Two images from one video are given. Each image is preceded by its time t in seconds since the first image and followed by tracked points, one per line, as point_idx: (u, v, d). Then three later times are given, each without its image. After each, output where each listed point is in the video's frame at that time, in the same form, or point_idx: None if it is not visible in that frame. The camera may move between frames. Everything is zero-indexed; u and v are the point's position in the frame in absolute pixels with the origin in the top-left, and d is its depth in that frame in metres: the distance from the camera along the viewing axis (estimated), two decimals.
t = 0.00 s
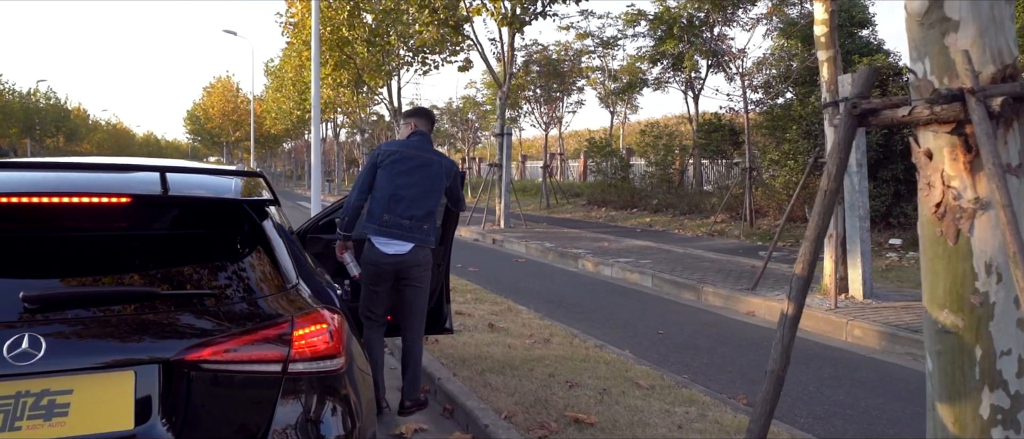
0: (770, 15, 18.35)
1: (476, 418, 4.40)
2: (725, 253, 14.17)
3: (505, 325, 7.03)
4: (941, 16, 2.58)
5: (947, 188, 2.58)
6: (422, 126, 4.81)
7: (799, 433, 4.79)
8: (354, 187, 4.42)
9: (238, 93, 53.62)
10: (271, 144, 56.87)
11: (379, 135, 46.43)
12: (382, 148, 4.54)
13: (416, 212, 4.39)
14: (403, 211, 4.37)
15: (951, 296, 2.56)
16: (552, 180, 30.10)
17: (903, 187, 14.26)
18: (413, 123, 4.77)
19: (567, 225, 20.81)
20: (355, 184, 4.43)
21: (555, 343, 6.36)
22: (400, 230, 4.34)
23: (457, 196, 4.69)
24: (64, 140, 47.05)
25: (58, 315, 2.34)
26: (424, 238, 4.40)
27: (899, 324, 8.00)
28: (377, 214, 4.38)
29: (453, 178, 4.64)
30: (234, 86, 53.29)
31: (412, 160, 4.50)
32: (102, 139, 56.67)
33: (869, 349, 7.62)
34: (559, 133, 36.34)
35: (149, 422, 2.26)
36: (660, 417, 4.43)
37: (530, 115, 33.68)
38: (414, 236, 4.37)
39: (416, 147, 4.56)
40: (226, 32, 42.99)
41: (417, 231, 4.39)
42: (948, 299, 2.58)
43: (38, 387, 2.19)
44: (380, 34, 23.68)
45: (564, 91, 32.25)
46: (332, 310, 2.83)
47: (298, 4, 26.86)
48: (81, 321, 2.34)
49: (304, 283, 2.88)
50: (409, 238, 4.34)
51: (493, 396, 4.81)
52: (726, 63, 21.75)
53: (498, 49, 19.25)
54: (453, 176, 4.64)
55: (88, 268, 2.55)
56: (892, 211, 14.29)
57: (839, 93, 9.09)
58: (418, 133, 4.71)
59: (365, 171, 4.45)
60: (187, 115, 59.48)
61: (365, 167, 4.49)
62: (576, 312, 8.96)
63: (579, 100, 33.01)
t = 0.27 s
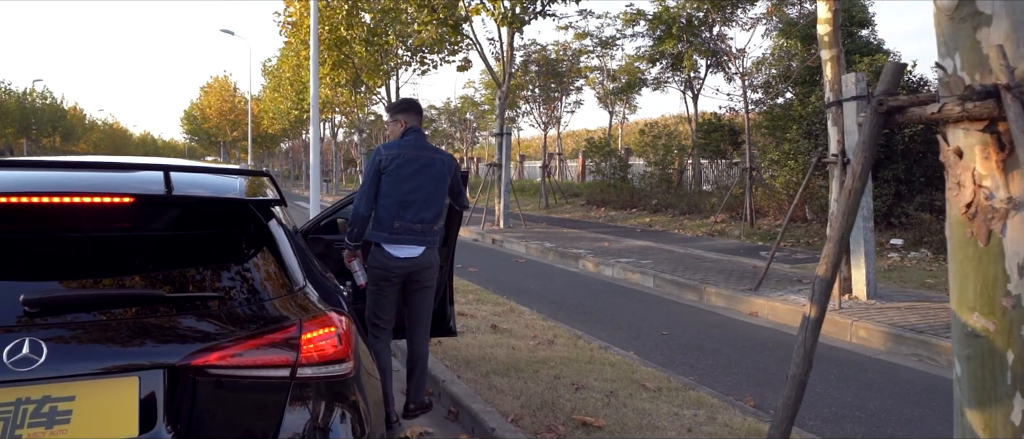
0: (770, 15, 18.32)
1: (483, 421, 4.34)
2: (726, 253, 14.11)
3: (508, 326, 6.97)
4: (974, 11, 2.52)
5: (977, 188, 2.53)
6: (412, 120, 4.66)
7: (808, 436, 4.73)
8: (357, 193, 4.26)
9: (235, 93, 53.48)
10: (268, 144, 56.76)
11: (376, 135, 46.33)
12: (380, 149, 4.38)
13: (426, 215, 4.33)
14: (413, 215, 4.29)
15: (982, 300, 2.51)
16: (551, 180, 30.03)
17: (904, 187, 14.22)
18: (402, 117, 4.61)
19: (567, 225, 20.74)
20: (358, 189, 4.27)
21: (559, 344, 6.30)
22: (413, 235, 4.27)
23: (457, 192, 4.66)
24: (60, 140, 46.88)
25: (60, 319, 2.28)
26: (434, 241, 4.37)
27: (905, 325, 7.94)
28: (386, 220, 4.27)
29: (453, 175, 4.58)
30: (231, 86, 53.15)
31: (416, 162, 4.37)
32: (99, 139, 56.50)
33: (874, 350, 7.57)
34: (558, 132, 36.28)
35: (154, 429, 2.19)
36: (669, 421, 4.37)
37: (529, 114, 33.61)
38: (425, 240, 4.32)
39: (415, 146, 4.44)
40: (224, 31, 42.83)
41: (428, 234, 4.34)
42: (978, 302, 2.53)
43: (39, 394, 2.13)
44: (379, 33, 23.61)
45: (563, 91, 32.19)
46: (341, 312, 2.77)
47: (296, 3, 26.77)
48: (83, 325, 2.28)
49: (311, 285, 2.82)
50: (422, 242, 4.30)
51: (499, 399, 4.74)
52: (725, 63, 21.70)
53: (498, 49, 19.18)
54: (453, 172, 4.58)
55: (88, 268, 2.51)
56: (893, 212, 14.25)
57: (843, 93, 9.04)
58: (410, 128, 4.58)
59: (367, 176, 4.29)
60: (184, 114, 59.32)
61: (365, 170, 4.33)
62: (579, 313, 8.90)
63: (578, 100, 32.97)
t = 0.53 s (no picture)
0: (770, 15, 18.27)
1: (490, 426, 4.28)
2: (728, 254, 14.07)
3: (512, 329, 6.91)
4: (1009, 14, 2.63)
5: (1012, 193, 2.63)
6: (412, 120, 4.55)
7: None
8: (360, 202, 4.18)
9: (233, 93, 53.35)
10: (266, 144, 56.65)
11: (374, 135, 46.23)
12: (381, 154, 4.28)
13: (432, 224, 4.28)
14: (420, 224, 4.23)
15: (1016, 307, 2.62)
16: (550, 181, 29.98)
17: (906, 188, 14.18)
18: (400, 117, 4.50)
19: (566, 226, 20.68)
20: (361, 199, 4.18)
21: (563, 347, 6.24)
22: (420, 245, 4.23)
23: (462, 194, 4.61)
24: (57, 140, 46.74)
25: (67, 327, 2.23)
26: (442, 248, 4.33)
27: (910, 327, 7.90)
28: (392, 230, 4.21)
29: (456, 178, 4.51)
30: (229, 85, 52.99)
31: (419, 168, 4.29)
32: (96, 139, 56.34)
33: (880, 352, 7.52)
34: (556, 133, 36.23)
35: None
36: (679, 426, 4.33)
37: (527, 114, 33.55)
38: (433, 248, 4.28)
39: (417, 150, 4.35)
40: (221, 30, 42.62)
41: (434, 242, 4.29)
42: (1012, 311, 2.64)
43: (45, 405, 2.08)
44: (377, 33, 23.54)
45: (562, 92, 32.13)
46: (351, 317, 2.71)
47: (295, 3, 26.69)
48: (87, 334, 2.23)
49: (322, 290, 2.76)
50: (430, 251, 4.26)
51: (506, 403, 4.69)
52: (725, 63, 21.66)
53: (498, 49, 19.12)
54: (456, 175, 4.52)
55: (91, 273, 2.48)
56: (894, 212, 14.21)
57: (847, 94, 8.99)
58: (410, 131, 4.48)
59: (369, 184, 4.20)
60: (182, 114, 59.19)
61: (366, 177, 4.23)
62: (582, 314, 8.85)
63: (577, 100, 32.91)
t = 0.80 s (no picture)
0: (769, 15, 18.24)
1: (498, 432, 4.24)
2: (729, 255, 14.03)
3: (516, 332, 6.86)
4: None
5: None
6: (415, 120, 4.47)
7: None
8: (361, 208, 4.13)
9: (230, 93, 53.21)
10: (263, 144, 56.52)
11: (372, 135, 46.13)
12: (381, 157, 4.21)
13: (435, 229, 4.22)
14: (422, 229, 4.17)
15: None
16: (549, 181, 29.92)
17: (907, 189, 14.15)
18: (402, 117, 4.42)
19: (566, 227, 20.62)
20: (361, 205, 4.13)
21: (568, 350, 6.20)
22: (424, 251, 4.17)
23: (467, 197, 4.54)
24: (53, 140, 46.60)
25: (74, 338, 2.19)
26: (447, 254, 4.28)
27: (915, 329, 7.86)
28: (394, 236, 4.15)
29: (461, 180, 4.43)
30: (226, 86, 52.84)
31: (422, 171, 4.22)
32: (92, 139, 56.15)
33: (885, 355, 7.49)
34: (555, 133, 36.17)
35: None
36: (688, 431, 4.29)
37: (526, 115, 33.48)
38: (437, 255, 4.22)
39: (420, 152, 4.27)
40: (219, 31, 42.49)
41: (438, 248, 4.23)
42: None
43: (53, 419, 2.04)
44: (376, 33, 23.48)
45: (560, 92, 32.07)
46: (361, 325, 2.67)
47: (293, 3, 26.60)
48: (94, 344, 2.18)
49: (332, 298, 2.72)
50: (435, 258, 4.21)
51: (513, 409, 4.64)
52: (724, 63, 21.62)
53: (497, 49, 19.06)
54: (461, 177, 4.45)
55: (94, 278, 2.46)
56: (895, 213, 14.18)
57: (849, 94, 8.95)
58: (413, 132, 4.40)
59: (369, 189, 4.14)
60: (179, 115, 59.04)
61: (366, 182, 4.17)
62: (584, 317, 8.81)
63: (576, 100, 32.85)
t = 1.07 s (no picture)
0: (769, 16, 18.23)
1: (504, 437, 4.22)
2: (728, 256, 14.01)
3: (519, 334, 6.83)
4: None
5: None
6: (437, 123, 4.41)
7: None
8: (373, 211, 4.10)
9: (227, 93, 53.07)
10: (260, 144, 56.39)
11: (369, 135, 46.04)
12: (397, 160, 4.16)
13: (445, 240, 4.18)
14: (432, 240, 4.13)
15: None
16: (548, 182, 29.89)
17: (907, 190, 14.13)
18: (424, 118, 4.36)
19: (565, 228, 20.57)
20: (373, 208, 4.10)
21: (572, 353, 6.17)
22: (432, 263, 4.12)
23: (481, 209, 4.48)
24: (48, 141, 46.46)
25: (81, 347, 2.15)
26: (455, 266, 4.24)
27: (919, 331, 7.83)
28: (404, 244, 4.12)
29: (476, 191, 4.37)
30: (223, 86, 52.71)
31: (436, 180, 4.17)
32: (88, 140, 56.02)
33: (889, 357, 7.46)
34: (553, 134, 36.15)
35: None
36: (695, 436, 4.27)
37: (524, 115, 33.43)
38: (445, 267, 4.18)
39: (437, 159, 4.21)
40: (216, 31, 42.39)
41: (447, 260, 4.19)
42: None
43: (60, 430, 2.01)
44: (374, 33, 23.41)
45: (558, 93, 32.04)
46: (371, 331, 2.63)
47: (291, 3, 26.53)
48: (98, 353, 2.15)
49: (341, 303, 2.68)
50: (443, 269, 4.17)
51: (519, 413, 4.61)
52: (723, 64, 21.59)
53: (496, 50, 19.00)
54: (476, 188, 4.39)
55: (96, 285, 2.39)
56: (895, 214, 14.17)
57: (851, 96, 8.91)
58: (433, 136, 4.35)
59: (382, 194, 4.11)
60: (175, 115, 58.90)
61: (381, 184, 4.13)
62: (585, 319, 8.79)
63: (574, 101, 32.82)
